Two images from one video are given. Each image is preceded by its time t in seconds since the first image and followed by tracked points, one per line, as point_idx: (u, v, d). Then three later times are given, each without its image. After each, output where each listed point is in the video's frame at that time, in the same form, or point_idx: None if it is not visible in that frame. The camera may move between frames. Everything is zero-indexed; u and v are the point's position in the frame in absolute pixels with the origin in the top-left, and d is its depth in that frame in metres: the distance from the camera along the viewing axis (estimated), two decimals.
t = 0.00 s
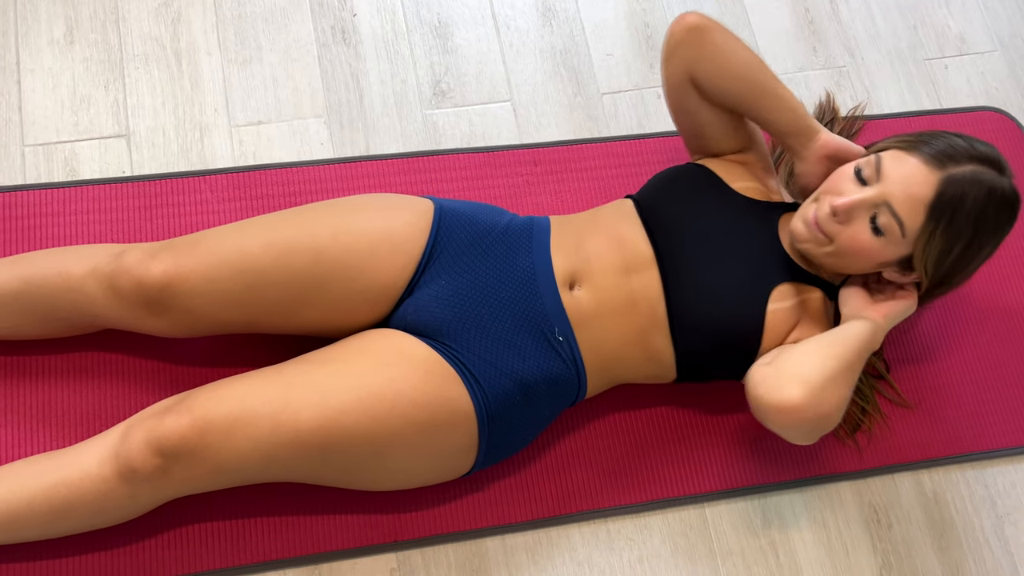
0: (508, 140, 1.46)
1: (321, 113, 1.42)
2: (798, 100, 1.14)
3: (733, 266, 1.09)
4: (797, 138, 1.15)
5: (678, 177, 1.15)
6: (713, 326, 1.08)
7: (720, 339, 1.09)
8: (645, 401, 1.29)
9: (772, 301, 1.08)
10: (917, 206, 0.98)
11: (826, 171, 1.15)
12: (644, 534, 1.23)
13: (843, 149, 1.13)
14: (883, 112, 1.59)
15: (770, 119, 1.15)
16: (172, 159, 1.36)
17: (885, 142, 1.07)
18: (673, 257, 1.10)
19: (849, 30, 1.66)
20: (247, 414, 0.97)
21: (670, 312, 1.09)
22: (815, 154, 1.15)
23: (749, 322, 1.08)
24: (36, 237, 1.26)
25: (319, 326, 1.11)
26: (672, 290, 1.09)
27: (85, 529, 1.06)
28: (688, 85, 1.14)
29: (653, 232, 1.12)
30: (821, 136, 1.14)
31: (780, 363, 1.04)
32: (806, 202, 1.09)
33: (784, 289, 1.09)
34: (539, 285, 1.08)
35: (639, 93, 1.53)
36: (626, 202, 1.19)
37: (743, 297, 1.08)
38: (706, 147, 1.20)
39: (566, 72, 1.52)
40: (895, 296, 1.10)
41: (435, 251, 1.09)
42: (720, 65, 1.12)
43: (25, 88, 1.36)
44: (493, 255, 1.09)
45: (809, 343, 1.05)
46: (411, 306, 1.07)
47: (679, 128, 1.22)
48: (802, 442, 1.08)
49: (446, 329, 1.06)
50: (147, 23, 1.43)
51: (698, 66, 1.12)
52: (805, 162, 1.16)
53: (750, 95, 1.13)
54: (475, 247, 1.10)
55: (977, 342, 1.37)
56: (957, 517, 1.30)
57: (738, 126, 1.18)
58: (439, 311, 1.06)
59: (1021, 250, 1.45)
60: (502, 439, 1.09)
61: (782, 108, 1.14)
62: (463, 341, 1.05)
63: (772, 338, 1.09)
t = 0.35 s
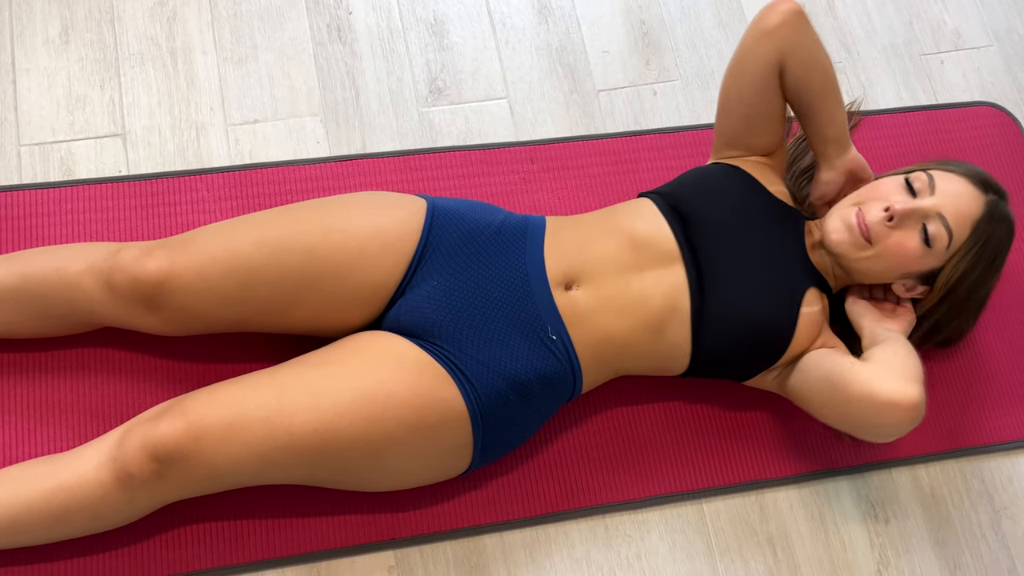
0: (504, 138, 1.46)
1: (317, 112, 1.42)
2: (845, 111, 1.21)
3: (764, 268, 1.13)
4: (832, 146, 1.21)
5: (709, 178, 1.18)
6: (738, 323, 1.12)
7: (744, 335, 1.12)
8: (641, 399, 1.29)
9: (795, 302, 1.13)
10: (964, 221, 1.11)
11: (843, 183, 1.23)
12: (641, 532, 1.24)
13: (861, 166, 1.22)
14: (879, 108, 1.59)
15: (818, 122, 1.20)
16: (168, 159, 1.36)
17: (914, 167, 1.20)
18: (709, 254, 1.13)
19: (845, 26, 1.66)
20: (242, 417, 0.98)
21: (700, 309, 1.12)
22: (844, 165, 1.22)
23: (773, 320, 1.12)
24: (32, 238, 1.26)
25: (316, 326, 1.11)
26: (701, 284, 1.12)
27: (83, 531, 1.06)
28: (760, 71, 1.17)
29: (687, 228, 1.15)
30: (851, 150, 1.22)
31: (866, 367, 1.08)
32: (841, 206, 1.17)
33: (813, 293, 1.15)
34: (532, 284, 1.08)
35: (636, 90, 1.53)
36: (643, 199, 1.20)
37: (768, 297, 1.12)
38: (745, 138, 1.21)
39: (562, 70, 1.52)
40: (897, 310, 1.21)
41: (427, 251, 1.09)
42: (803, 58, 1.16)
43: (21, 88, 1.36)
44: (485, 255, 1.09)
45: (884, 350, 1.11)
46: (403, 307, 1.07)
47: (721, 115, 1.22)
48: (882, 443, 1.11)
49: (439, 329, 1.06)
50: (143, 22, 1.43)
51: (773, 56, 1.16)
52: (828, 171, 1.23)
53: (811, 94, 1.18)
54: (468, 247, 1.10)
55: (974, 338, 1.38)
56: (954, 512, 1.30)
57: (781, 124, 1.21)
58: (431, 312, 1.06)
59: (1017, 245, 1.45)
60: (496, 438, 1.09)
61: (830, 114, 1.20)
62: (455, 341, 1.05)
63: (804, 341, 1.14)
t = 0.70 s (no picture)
0: (504, 139, 1.46)
1: (317, 112, 1.42)
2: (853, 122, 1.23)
3: (785, 263, 1.15)
4: (837, 153, 1.22)
5: (728, 173, 1.19)
6: (753, 317, 1.13)
7: (758, 330, 1.13)
8: (640, 399, 1.30)
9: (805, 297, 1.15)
10: (969, 229, 1.15)
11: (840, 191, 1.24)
12: (641, 531, 1.24)
13: (857, 176, 1.24)
14: (879, 109, 1.60)
15: (828, 128, 1.22)
16: (168, 160, 1.36)
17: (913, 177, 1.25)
18: (733, 248, 1.14)
19: (845, 27, 1.66)
20: (242, 418, 0.98)
21: (723, 302, 1.12)
22: (845, 172, 1.23)
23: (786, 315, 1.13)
24: (33, 238, 1.26)
25: (317, 326, 1.11)
26: (720, 277, 1.12)
27: (83, 531, 1.06)
28: (787, 69, 1.17)
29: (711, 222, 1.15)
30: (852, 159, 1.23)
31: (908, 358, 1.08)
32: (852, 208, 1.20)
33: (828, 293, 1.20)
34: (531, 285, 1.09)
35: (635, 91, 1.53)
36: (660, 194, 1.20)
37: (781, 292, 1.14)
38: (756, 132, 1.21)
39: (562, 70, 1.52)
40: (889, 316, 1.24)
41: (426, 251, 1.09)
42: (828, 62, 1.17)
43: (22, 89, 1.36)
44: (483, 255, 1.10)
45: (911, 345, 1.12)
46: (401, 307, 1.08)
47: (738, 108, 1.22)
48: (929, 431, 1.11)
49: (437, 329, 1.06)
50: (143, 23, 1.43)
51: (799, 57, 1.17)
52: (830, 177, 1.23)
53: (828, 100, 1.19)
54: (467, 248, 1.10)
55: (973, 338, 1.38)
56: (953, 511, 1.30)
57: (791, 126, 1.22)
58: (429, 312, 1.06)
59: (1016, 245, 1.45)
60: (495, 438, 1.09)
61: (841, 122, 1.21)
62: (453, 342, 1.05)
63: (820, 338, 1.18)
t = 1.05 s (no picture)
0: (505, 140, 1.46)
1: (318, 113, 1.42)
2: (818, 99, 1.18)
3: (758, 267, 1.12)
4: (814, 138, 1.19)
5: (701, 177, 1.17)
6: (729, 325, 1.10)
7: (736, 337, 1.11)
8: (641, 402, 1.29)
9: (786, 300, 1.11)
10: (956, 209, 1.08)
11: (832, 174, 1.20)
12: (641, 534, 1.24)
13: (849, 153, 1.18)
14: (880, 111, 1.59)
15: (795, 116, 1.18)
16: (168, 160, 1.36)
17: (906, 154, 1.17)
18: (701, 255, 1.12)
19: (847, 29, 1.66)
20: (241, 417, 0.98)
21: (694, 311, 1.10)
22: (830, 154, 1.18)
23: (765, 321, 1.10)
24: (32, 238, 1.26)
25: (316, 327, 1.11)
26: (689, 287, 1.11)
27: (80, 531, 1.06)
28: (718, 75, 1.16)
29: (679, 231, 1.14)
30: (834, 137, 1.19)
31: (841, 370, 1.05)
32: (831, 202, 1.15)
33: (810, 290, 1.13)
34: (534, 288, 1.08)
35: (637, 92, 1.53)
36: (640, 198, 1.19)
37: (753, 298, 1.10)
38: (723, 139, 1.21)
39: (563, 71, 1.52)
40: (899, 303, 1.18)
41: (431, 252, 1.09)
42: (758, 57, 1.14)
43: (22, 88, 1.36)
44: (488, 257, 1.10)
45: (861, 351, 1.08)
46: (405, 308, 1.08)
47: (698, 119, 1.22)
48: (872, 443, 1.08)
49: (441, 330, 1.06)
50: (144, 23, 1.43)
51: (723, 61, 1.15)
52: (816, 164, 1.19)
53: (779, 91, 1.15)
54: (472, 249, 1.10)
55: (975, 340, 1.37)
56: (953, 515, 1.30)
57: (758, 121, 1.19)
58: (432, 313, 1.06)
59: (1017, 248, 1.45)
60: (496, 440, 1.09)
61: (806, 106, 1.17)
62: (457, 343, 1.05)
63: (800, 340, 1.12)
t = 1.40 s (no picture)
0: (504, 140, 1.45)
1: (317, 113, 1.42)
2: (751, 82, 1.13)
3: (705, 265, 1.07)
4: (766, 120, 1.14)
5: (659, 174, 1.14)
6: (689, 327, 1.06)
7: (696, 340, 1.06)
8: (640, 402, 1.29)
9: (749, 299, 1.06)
10: (881, 202, 0.94)
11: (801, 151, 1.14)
12: (638, 535, 1.23)
13: (810, 126, 1.12)
14: (880, 112, 1.59)
15: (734, 108, 1.13)
16: (166, 159, 1.36)
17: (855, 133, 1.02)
18: (647, 255, 1.08)
19: (847, 30, 1.65)
20: (236, 413, 0.97)
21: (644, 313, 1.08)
22: (789, 132, 1.13)
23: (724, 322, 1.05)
24: (29, 236, 1.26)
25: (313, 326, 1.10)
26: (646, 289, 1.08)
27: (75, 528, 1.06)
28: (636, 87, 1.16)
29: (630, 231, 1.11)
30: (787, 115, 1.13)
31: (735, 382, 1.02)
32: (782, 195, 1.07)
33: (758, 288, 1.06)
34: (534, 287, 1.08)
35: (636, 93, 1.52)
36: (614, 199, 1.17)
37: (700, 298, 1.06)
38: (682, 145, 1.20)
39: (562, 71, 1.52)
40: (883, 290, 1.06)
41: (432, 251, 1.09)
42: (662, 60, 1.12)
43: (19, 87, 1.36)
44: (488, 256, 1.09)
45: (770, 359, 1.03)
46: (405, 306, 1.07)
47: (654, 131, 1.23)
48: (768, 462, 1.05)
49: (442, 329, 1.05)
50: (142, 22, 1.43)
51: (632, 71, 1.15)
52: (780, 146, 1.15)
53: (701, 85, 1.12)
54: (472, 248, 1.09)
55: (974, 342, 1.37)
56: (952, 517, 1.30)
57: (704, 119, 1.16)
58: (433, 312, 1.06)
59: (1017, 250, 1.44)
60: (495, 440, 1.09)
61: (740, 95, 1.12)
62: (458, 342, 1.05)
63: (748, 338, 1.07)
